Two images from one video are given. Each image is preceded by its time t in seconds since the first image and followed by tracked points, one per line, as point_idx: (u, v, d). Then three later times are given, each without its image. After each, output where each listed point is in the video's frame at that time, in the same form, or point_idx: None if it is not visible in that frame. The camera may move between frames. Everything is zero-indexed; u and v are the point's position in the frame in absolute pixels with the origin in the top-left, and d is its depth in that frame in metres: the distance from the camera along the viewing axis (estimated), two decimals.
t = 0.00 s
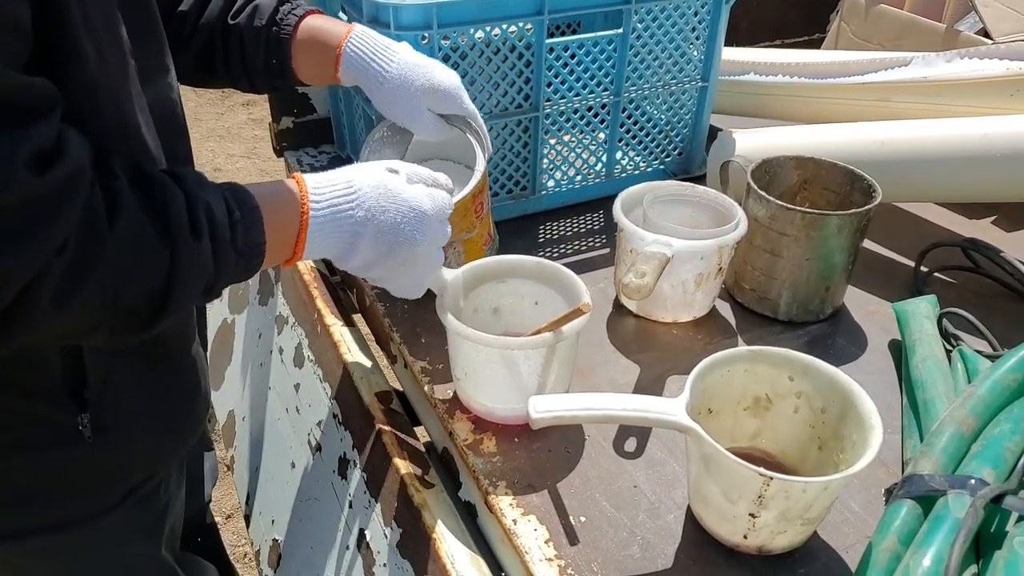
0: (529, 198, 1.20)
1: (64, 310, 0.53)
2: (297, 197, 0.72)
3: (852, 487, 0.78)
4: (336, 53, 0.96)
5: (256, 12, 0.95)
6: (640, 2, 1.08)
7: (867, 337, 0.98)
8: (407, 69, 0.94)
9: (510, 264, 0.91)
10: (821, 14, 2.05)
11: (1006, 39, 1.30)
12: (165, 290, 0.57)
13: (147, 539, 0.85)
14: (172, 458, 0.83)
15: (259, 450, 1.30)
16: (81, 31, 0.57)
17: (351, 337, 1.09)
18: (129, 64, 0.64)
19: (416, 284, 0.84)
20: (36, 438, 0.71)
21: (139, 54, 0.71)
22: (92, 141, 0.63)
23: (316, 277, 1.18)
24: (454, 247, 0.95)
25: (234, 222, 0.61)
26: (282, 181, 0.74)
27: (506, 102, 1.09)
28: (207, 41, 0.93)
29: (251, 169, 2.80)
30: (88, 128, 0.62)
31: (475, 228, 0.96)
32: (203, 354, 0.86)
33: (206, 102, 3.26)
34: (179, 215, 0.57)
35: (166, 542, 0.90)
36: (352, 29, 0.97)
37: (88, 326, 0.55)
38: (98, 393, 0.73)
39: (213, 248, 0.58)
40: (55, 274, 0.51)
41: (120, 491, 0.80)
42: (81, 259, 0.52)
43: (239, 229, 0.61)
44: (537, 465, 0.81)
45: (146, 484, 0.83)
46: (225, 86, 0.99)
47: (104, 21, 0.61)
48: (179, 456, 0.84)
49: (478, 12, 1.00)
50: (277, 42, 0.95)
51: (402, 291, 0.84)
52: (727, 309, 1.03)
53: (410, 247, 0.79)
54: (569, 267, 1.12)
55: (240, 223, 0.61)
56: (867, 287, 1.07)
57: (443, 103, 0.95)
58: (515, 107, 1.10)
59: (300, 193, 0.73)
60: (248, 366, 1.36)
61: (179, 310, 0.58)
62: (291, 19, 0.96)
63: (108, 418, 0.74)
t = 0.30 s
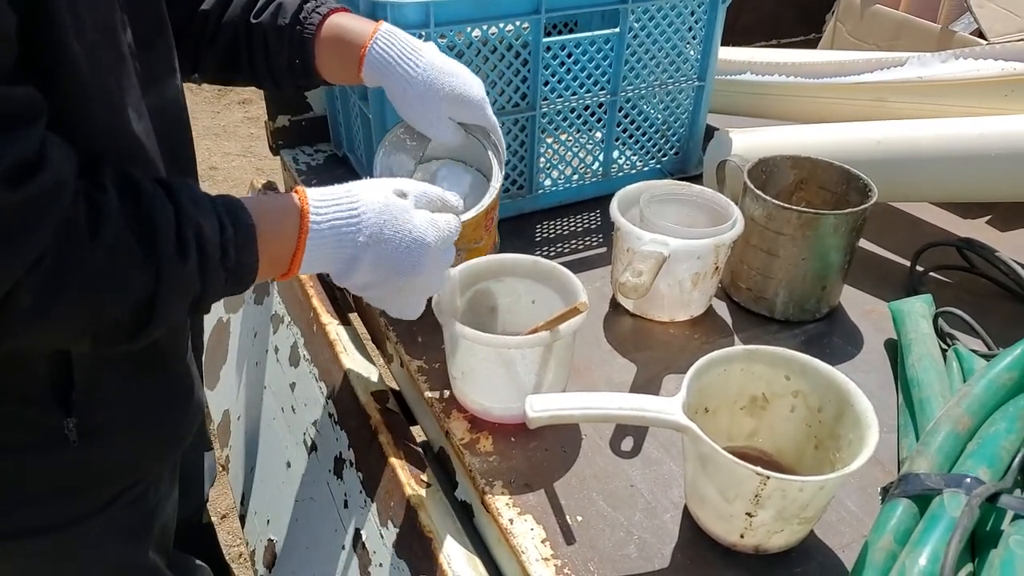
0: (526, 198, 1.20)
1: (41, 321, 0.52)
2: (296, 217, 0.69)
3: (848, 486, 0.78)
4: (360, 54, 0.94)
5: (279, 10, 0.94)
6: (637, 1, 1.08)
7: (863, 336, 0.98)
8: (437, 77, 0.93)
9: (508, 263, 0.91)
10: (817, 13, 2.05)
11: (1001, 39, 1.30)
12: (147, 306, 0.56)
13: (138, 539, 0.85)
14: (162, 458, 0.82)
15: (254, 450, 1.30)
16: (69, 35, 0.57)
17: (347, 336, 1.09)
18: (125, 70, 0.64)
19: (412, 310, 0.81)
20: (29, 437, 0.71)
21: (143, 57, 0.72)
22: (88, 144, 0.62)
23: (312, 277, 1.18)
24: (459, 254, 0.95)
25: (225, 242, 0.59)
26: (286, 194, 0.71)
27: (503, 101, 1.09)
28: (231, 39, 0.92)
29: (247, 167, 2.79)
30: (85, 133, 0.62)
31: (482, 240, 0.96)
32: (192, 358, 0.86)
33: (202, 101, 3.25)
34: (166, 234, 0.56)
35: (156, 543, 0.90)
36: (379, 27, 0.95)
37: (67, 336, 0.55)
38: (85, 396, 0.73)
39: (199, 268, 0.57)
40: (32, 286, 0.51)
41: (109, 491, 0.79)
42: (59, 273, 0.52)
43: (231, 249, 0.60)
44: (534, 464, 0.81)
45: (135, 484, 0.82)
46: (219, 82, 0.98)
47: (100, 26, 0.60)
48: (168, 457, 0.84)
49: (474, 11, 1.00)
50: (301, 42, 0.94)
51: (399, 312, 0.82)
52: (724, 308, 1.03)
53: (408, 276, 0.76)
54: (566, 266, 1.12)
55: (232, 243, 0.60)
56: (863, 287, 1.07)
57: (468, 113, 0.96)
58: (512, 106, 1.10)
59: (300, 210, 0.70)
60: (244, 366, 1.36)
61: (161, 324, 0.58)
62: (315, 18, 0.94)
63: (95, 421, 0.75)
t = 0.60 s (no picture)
0: (521, 195, 1.20)
1: None
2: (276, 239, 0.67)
3: (842, 485, 0.78)
4: (374, 54, 0.93)
5: (292, 8, 0.92)
6: None
7: (857, 335, 0.98)
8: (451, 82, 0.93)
9: (502, 260, 0.91)
10: (813, 12, 2.05)
11: (996, 39, 1.30)
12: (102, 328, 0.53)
13: (129, 540, 0.84)
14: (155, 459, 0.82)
15: (247, 447, 1.29)
16: (57, 34, 0.57)
17: (340, 333, 1.09)
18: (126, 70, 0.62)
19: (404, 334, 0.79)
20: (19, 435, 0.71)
21: (147, 55, 0.73)
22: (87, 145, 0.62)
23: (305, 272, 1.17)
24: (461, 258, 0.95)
25: (192, 264, 0.55)
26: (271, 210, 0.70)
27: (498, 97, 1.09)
28: (242, 36, 0.92)
29: (241, 164, 2.78)
30: (84, 134, 0.62)
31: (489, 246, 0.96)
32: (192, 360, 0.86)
33: (197, 96, 3.23)
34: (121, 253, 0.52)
35: (150, 543, 0.89)
36: (395, 27, 0.94)
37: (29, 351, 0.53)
38: (77, 398, 0.72)
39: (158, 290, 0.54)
40: None
41: (102, 493, 0.79)
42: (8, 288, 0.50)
43: (197, 270, 0.55)
44: (527, 462, 0.81)
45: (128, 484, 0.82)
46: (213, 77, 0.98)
47: (97, 29, 0.59)
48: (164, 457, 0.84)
49: (470, 7, 1.00)
50: (312, 42, 0.92)
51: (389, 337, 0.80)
52: (718, 306, 1.03)
53: (395, 299, 0.75)
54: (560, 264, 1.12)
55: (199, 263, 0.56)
56: (857, 286, 1.07)
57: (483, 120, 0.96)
58: (507, 103, 1.10)
59: (280, 227, 0.68)
60: (237, 363, 1.35)
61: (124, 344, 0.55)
62: (328, 16, 0.93)
63: (88, 420, 0.74)
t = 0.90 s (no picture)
0: (517, 192, 1.19)
1: None
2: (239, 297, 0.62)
3: (840, 483, 0.78)
4: (371, 52, 0.92)
5: (288, 7, 0.91)
6: None
7: (854, 333, 0.98)
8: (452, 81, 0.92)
9: (499, 258, 0.91)
10: (810, 10, 2.05)
11: (994, 36, 1.30)
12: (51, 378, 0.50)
13: (120, 546, 0.86)
14: (148, 463, 0.82)
15: (242, 447, 1.28)
16: (53, 32, 0.57)
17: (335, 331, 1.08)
18: (126, 71, 0.63)
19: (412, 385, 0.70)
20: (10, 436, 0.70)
21: (148, 55, 0.73)
22: (82, 143, 0.62)
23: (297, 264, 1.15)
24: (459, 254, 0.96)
25: (158, 315, 0.52)
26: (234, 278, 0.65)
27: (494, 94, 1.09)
28: (237, 35, 0.91)
29: (236, 162, 2.77)
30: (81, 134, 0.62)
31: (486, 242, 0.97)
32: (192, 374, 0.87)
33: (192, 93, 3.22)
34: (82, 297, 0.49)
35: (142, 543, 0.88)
36: (392, 24, 0.93)
37: None
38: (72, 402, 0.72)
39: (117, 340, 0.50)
40: None
41: (94, 501, 0.80)
42: None
43: (163, 322, 0.52)
44: (523, 460, 0.81)
45: (122, 489, 0.83)
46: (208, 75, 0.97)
47: (97, 30, 0.60)
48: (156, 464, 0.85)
49: (466, 3, 1.00)
50: (308, 40, 0.91)
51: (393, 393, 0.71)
52: (715, 304, 1.03)
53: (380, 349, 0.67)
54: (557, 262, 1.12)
55: (164, 316, 0.52)
56: (855, 283, 1.07)
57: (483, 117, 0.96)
58: (503, 99, 1.09)
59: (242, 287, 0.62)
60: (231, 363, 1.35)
61: (77, 397, 0.51)
62: (324, 15, 0.91)
63: (83, 427, 0.73)
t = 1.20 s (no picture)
0: (512, 192, 1.19)
1: None
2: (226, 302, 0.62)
3: (835, 483, 0.78)
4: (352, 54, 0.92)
5: (270, 8, 0.92)
6: None
7: (849, 333, 0.98)
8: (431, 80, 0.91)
9: (494, 258, 0.90)
10: (804, 10, 2.05)
11: (987, 37, 1.30)
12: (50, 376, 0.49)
13: (115, 549, 0.86)
14: (143, 465, 0.82)
15: (235, 447, 1.28)
16: (52, 31, 0.57)
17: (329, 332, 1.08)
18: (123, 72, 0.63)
19: (420, 329, 0.68)
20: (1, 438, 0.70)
21: (143, 52, 0.72)
22: (82, 141, 0.62)
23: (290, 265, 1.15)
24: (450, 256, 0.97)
25: (158, 310, 0.53)
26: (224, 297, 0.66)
27: (489, 94, 1.08)
28: (219, 35, 0.91)
29: (230, 161, 2.76)
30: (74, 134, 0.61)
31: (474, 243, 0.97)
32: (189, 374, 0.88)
33: (185, 92, 3.20)
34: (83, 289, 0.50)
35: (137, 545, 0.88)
36: (371, 28, 0.93)
37: None
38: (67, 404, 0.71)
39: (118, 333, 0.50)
40: None
41: (92, 503, 0.80)
42: None
43: (163, 316, 0.53)
44: (518, 461, 0.80)
45: (119, 492, 0.83)
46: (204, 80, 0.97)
47: (95, 29, 0.60)
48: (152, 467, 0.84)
49: (461, 2, 1.00)
50: (290, 41, 0.92)
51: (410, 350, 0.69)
52: (710, 304, 1.03)
53: (371, 306, 0.66)
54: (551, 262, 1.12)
55: (163, 310, 0.53)
56: (849, 283, 1.07)
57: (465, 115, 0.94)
58: (498, 99, 1.09)
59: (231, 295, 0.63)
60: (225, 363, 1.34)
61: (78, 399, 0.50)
62: (305, 15, 0.92)
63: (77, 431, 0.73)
